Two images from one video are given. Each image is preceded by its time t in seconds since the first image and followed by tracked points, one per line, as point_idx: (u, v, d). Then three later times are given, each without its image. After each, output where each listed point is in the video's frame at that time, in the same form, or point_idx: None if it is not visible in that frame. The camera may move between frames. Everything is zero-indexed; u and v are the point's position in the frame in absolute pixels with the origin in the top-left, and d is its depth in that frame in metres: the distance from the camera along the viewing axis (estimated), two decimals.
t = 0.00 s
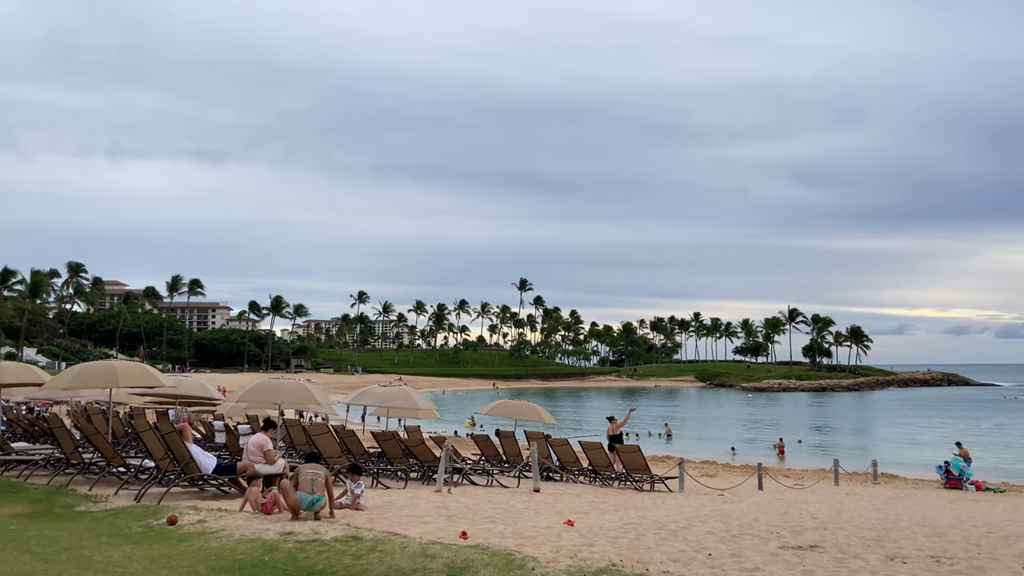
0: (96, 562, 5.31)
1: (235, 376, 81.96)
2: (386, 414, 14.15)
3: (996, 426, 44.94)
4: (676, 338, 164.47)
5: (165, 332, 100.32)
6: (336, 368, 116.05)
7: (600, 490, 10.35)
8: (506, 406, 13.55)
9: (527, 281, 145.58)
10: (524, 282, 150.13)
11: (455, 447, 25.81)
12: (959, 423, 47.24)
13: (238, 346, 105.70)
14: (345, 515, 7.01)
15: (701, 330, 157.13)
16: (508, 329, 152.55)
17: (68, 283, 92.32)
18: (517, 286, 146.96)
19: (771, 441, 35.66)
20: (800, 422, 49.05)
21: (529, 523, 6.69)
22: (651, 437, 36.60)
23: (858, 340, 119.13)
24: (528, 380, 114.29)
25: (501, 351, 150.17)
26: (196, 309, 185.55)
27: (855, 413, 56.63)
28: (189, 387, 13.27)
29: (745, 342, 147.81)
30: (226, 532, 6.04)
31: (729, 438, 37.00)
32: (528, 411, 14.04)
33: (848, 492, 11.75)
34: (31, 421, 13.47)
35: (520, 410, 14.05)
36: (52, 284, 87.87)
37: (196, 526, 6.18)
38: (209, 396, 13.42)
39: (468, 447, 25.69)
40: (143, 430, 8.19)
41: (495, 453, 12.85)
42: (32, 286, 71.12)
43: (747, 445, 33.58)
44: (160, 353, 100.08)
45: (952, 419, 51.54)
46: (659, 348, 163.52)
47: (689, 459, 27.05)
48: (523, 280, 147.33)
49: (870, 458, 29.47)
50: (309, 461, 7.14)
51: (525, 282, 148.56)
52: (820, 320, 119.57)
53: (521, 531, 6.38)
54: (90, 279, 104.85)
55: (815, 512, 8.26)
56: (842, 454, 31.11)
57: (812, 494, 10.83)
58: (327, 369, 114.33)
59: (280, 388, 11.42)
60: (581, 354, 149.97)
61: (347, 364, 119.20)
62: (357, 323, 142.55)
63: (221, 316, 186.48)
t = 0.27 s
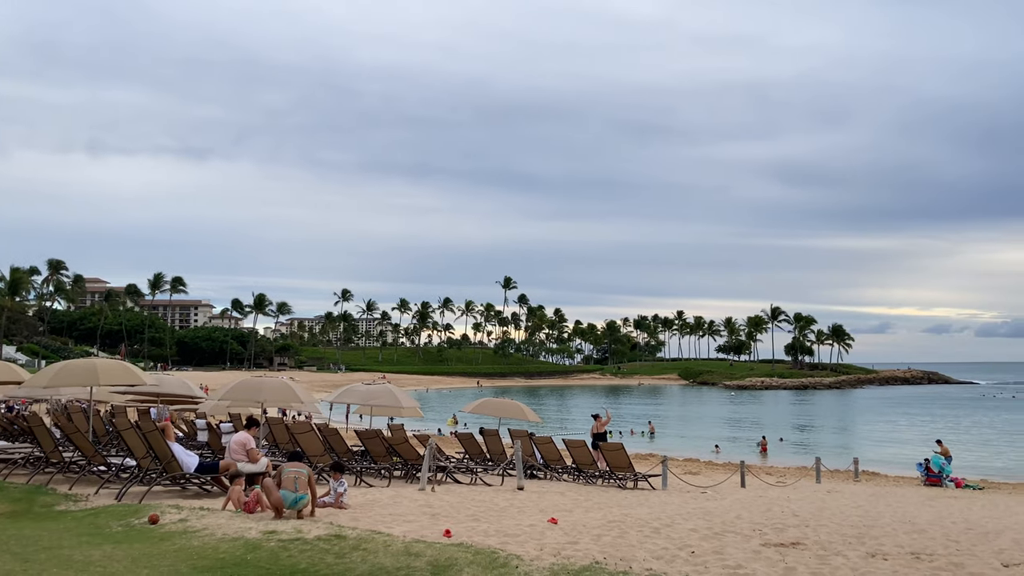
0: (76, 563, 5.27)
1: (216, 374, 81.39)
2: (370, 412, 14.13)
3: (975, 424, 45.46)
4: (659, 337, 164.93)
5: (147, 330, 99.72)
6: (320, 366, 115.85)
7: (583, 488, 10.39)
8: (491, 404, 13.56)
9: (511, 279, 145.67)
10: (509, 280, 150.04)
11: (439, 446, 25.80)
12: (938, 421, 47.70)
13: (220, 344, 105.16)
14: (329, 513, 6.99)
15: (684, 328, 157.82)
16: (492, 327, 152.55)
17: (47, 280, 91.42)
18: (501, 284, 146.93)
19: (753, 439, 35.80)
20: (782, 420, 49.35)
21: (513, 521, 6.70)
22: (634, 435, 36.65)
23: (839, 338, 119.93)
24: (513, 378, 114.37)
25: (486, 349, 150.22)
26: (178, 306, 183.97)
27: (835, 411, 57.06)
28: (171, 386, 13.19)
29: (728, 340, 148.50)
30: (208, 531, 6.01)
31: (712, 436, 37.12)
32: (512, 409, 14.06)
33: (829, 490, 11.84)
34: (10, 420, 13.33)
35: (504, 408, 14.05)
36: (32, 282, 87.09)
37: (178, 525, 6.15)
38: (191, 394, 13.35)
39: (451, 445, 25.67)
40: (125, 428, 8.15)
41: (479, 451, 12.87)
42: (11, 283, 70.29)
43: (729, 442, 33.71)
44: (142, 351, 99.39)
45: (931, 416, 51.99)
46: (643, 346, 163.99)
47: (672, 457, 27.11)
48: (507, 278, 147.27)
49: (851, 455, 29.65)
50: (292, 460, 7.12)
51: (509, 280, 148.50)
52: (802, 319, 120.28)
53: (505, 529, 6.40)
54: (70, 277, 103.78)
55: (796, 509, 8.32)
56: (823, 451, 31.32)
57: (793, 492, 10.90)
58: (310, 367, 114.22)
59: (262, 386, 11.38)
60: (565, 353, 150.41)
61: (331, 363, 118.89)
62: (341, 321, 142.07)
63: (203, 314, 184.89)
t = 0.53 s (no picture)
0: (54, 563, 5.22)
1: (196, 373, 80.72)
2: (352, 411, 14.09)
3: (953, 422, 45.99)
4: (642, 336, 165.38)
5: (127, 328, 98.91)
6: (301, 365, 115.43)
7: (566, 486, 10.40)
8: (474, 403, 13.56)
9: (495, 278, 145.64)
10: (492, 279, 149.92)
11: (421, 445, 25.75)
12: (917, 420, 48.16)
13: (201, 342, 104.55)
14: (310, 513, 6.97)
15: (666, 327, 158.45)
16: (475, 326, 152.44)
17: (26, 278, 90.37)
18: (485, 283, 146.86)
19: (734, 438, 35.92)
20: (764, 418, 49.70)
21: (495, 520, 6.71)
22: (616, 434, 36.73)
23: (820, 337, 120.67)
24: (495, 378, 114.34)
25: (469, 349, 150.12)
26: (158, 305, 182.18)
27: (816, 410, 57.52)
28: (151, 385, 13.10)
29: (710, 340, 149.25)
30: (188, 531, 5.98)
31: (694, 435, 37.25)
32: (495, 409, 14.06)
33: (809, 488, 11.93)
34: None
35: (486, 407, 14.06)
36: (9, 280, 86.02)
37: (158, 525, 6.12)
38: (172, 394, 13.26)
39: (433, 445, 25.65)
40: (104, 428, 8.09)
41: (462, 451, 12.85)
42: None
43: (711, 441, 33.85)
44: (121, 350, 98.52)
45: (910, 416, 52.45)
46: (625, 346, 164.32)
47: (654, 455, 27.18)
48: (490, 277, 147.16)
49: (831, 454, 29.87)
50: (273, 459, 7.11)
51: (492, 279, 148.44)
52: (783, 319, 121.02)
53: (487, 528, 6.41)
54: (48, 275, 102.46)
55: (778, 507, 8.37)
56: (804, 450, 31.52)
57: (775, 490, 10.97)
58: (291, 366, 113.78)
59: (244, 386, 11.33)
60: (548, 352, 150.61)
61: (313, 362, 118.40)
62: (324, 321, 141.48)
63: (184, 312, 183.24)
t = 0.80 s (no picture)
0: (30, 564, 5.17)
1: (174, 372, 80.10)
2: (333, 410, 14.04)
3: (930, 421, 46.54)
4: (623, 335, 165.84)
5: (106, 326, 98.12)
6: (282, 363, 115.11)
7: (547, 486, 10.42)
8: (455, 402, 13.56)
9: (477, 277, 145.60)
10: (474, 278, 149.78)
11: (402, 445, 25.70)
12: (894, 419, 48.62)
13: (181, 341, 103.97)
14: (289, 513, 6.95)
15: (648, 326, 159.07)
16: (457, 325, 152.28)
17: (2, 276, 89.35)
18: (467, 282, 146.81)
19: (715, 437, 36.08)
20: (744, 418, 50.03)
21: (475, 519, 6.72)
22: (597, 434, 36.80)
23: (800, 337, 121.55)
24: (477, 376, 114.35)
25: (450, 347, 150.02)
26: (137, 304, 180.58)
27: (795, 410, 57.97)
28: (129, 383, 13.00)
29: (690, 339, 149.95)
30: (167, 531, 5.94)
31: (675, 434, 37.39)
32: (477, 408, 14.07)
33: (789, 486, 12.01)
34: None
35: (469, 406, 14.06)
36: None
37: (135, 525, 6.08)
38: (151, 393, 13.16)
39: (415, 445, 25.60)
40: (81, 427, 8.02)
41: (443, 450, 12.86)
42: None
43: (691, 440, 33.98)
44: (99, 348, 97.65)
45: (888, 415, 52.97)
46: (607, 345, 164.85)
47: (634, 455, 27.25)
48: (472, 276, 147.06)
49: (810, 454, 30.10)
50: (252, 459, 7.08)
51: (474, 279, 148.34)
52: (763, 318, 121.80)
53: (468, 528, 6.41)
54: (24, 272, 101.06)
55: (757, 506, 8.42)
56: (783, 449, 31.73)
57: (754, 488, 11.04)
58: (272, 364, 113.47)
59: (223, 384, 11.27)
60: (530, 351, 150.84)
61: (294, 360, 117.98)
62: (305, 319, 140.94)
63: (164, 310, 181.70)
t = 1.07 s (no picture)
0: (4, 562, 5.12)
1: (151, 369, 79.44)
2: (313, 407, 14.02)
3: (906, 418, 47.12)
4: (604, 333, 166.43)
5: (83, 323, 97.27)
6: (261, 360, 114.69)
7: (527, 482, 10.45)
8: (436, 399, 13.58)
9: (458, 274, 145.56)
10: (455, 275, 149.61)
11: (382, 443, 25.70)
12: (871, 416, 49.17)
13: (159, 338, 103.45)
14: (268, 510, 6.93)
15: (628, 324, 159.78)
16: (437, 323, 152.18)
17: None
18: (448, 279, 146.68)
19: (694, 434, 36.35)
20: (723, 414, 50.42)
21: (455, 516, 6.73)
22: (577, 430, 36.94)
23: (778, 334, 122.63)
24: (458, 374, 114.35)
25: (431, 345, 149.98)
26: (115, 300, 178.77)
27: (774, 407, 58.42)
28: (106, 380, 12.91)
29: (671, 336, 150.84)
30: (144, 529, 5.91)
31: (655, 430, 37.60)
32: (457, 405, 14.09)
33: (768, 482, 12.11)
34: None
35: (450, 404, 14.08)
36: None
37: (112, 523, 6.04)
38: (128, 389, 13.07)
39: (395, 442, 25.59)
40: (56, 425, 7.96)
41: (424, 447, 12.87)
42: None
43: (670, 437, 34.21)
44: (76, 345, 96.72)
45: (864, 412, 53.62)
46: (588, 342, 165.42)
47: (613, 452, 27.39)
48: (452, 273, 146.91)
49: (788, 450, 30.40)
50: (230, 455, 7.06)
51: (455, 276, 148.26)
52: (742, 316, 122.73)
53: (447, 524, 6.43)
54: None
55: (736, 502, 8.50)
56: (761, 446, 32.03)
57: (733, 485, 11.14)
58: (251, 362, 113.08)
59: (201, 381, 11.22)
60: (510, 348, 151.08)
61: (274, 357, 117.49)
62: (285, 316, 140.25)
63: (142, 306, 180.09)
